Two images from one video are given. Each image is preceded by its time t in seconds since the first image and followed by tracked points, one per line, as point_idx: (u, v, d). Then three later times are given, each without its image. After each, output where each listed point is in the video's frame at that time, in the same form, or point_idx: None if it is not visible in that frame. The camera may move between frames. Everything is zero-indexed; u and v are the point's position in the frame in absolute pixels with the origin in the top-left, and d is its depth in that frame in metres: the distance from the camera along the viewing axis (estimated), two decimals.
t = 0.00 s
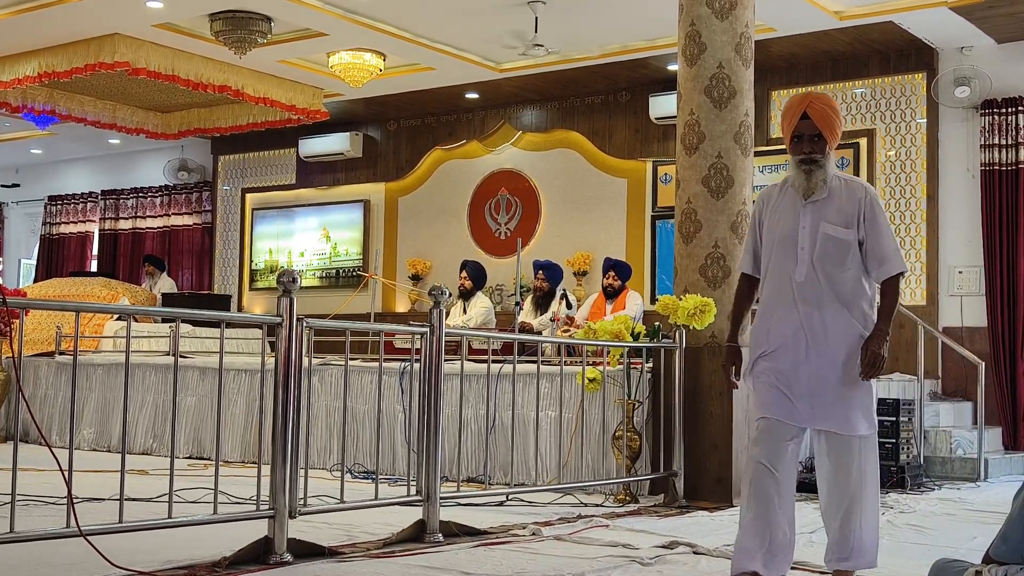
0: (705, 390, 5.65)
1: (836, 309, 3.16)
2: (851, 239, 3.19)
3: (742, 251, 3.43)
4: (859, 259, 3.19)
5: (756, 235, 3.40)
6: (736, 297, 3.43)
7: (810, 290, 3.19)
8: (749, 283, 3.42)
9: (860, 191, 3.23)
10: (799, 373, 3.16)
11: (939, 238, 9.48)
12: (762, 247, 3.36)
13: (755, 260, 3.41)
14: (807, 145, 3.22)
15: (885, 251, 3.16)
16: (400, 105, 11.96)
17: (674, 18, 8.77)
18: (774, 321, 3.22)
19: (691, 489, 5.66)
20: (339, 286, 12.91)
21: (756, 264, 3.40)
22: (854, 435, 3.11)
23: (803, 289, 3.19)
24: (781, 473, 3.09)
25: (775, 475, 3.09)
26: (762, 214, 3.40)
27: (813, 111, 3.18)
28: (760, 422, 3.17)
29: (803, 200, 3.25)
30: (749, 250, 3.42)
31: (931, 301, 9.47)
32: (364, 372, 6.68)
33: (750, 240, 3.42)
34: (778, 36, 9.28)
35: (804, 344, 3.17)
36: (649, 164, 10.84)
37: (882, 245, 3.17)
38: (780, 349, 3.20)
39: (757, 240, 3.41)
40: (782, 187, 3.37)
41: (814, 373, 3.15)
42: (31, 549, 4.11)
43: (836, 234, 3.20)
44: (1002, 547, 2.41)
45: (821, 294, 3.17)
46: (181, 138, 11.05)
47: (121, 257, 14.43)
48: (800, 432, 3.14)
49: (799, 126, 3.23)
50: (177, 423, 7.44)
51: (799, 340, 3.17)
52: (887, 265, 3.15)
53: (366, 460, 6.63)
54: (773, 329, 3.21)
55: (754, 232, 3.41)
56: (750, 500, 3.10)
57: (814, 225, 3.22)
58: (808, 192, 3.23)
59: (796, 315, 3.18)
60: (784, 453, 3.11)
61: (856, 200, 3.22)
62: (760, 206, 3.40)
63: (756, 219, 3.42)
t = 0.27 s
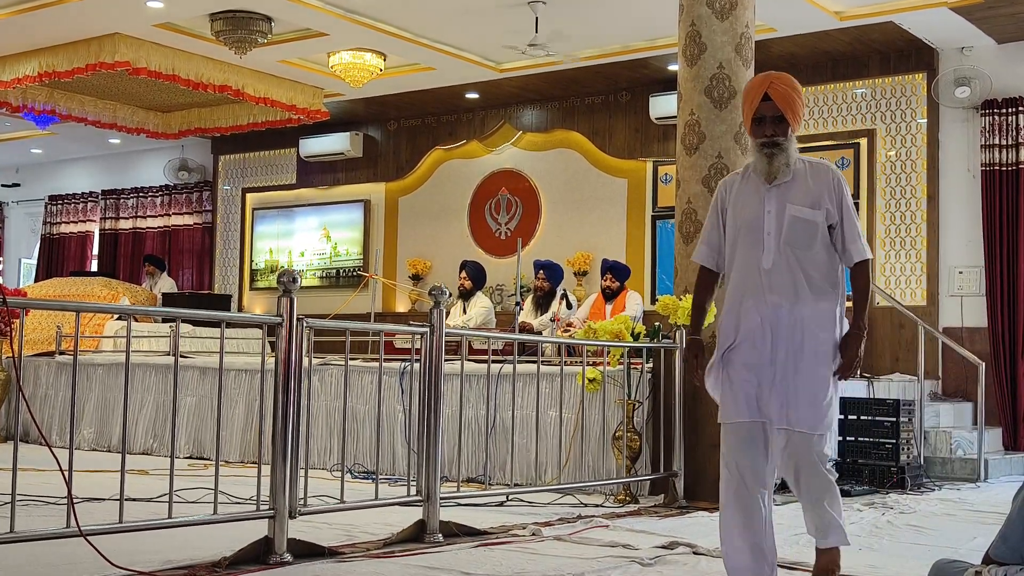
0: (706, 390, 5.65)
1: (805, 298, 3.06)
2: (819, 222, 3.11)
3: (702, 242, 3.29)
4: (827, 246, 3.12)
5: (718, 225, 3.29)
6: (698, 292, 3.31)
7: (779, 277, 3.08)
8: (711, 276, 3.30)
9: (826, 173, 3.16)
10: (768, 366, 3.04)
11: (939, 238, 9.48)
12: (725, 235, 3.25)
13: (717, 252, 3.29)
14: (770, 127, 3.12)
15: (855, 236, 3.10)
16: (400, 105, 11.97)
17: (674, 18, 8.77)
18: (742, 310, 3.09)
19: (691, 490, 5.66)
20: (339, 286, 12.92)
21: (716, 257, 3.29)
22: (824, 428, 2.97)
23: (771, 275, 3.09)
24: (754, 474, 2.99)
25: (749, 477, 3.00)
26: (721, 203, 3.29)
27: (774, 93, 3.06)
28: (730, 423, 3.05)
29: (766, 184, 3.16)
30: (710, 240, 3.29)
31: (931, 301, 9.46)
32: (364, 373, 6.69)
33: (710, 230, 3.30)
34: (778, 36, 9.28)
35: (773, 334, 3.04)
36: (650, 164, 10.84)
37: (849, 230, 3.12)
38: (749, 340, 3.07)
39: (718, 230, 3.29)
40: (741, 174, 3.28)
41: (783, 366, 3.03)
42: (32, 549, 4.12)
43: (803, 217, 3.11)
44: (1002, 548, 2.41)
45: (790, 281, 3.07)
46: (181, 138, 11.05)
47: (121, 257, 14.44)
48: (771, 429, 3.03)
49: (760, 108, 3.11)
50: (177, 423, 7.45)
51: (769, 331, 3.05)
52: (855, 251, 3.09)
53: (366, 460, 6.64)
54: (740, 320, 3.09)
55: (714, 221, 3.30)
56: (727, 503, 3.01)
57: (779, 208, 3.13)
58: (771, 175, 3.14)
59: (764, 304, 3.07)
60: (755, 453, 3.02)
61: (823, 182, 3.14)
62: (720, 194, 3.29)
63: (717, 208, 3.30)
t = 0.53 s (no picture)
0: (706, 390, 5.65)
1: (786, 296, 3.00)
2: (801, 219, 3.02)
3: (675, 236, 3.19)
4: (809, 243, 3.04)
5: (696, 218, 3.21)
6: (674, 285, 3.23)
7: (758, 277, 3.01)
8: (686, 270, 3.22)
9: (808, 168, 3.06)
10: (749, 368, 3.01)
11: (940, 237, 9.47)
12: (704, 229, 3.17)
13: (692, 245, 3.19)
14: (747, 121, 3.07)
15: (838, 235, 3.01)
16: (401, 104, 11.97)
17: (674, 17, 8.77)
18: (721, 309, 3.04)
19: (691, 489, 5.66)
20: (340, 286, 12.92)
21: (692, 251, 3.19)
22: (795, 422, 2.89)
23: (750, 275, 3.02)
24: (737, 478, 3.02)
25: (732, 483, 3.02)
26: (700, 195, 3.20)
27: (752, 83, 3.01)
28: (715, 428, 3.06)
29: (746, 179, 3.08)
30: (683, 235, 3.20)
31: (932, 300, 9.46)
32: (365, 372, 6.68)
33: (684, 224, 3.21)
34: (779, 35, 9.28)
35: (753, 335, 3.00)
36: (650, 163, 10.83)
37: (831, 226, 3.03)
38: (731, 342, 3.03)
39: (695, 223, 3.20)
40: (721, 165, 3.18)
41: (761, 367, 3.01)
42: (33, 548, 4.12)
43: (785, 214, 3.02)
44: (1002, 547, 2.41)
45: (771, 280, 3.00)
46: (182, 137, 11.05)
47: (122, 256, 14.44)
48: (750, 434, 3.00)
49: (737, 99, 3.07)
50: (178, 422, 7.46)
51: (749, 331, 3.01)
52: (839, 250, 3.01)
53: (367, 459, 6.64)
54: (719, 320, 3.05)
55: (691, 214, 3.21)
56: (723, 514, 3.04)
57: (760, 205, 3.04)
58: (750, 170, 3.05)
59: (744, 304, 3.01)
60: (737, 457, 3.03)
61: (805, 177, 3.04)
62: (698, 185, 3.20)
63: (694, 201, 3.21)
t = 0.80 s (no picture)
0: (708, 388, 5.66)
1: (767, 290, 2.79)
2: (794, 214, 2.81)
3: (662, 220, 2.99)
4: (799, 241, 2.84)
5: (686, 204, 3.00)
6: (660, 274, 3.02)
7: (742, 271, 2.80)
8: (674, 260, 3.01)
9: (807, 161, 2.85)
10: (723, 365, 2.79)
11: (941, 236, 9.47)
12: (691, 217, 2.96)
13: (680, 232, 2.97)
14: (745, 102, 2.85)
15: (831, 233, 2.80)
16: (402, 103, 11.96)
17: (675, 16, 8.76)
18: (701, 302, 2.83)
19: (692, 488, 5.66)
20: (341, 284, 12.93)
21: (679, 238, 2.97)
22: (775, 434, 2.69)
23: (732, 267, 2.81)
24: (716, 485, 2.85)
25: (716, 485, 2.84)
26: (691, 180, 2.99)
27: (752, 63, 2.78)
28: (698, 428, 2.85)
29: (739, 166, 2.87)
30: (672, 221, 2.98)
31: (933, 298, 9.45)
32: (367, 371, 6.68)
33: (674, 209, 3.00)
34: (780, 34, 9.27)
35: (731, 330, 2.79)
36: (651, 162, 10.83)
37: (825, 225, 2.82)
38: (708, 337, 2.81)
39: (683, 209, 2.99)
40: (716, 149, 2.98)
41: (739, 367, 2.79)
42: (35, 547, 4.12)
43: (777, 208, 2.81)
44: (1004, 546, 2.40)
45: (754, 276, 2.79)
46: (183, 135, 11.06)
47: (123, 255, 14.45)
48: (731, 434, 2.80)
49: (737, 79, 2.84)
50: (179, 421, 7.47)
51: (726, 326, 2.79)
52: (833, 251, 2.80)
53: (369, 458, 6.65)
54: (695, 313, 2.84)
55: (680, 199, 3.01)
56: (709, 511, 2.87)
57: (750, 194, 2.83)
58: (745, 156, 2.84)
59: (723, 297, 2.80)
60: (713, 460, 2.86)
61: (803, 170, 2.83)
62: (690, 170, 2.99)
63: (684, 186, 3.01)
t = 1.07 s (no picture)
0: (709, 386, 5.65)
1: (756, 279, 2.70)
2: (788, 200, 2.73)
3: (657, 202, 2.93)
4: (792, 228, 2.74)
5: (679, 185, 2.92)
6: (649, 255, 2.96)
7: (732, 257, 2.71)
8: (667, 239, 2.96)
9: (805, 144, 2.76)
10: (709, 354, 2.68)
11: (942, 234, 9.47)
12: (682, 197, 2.89)
13: (675, 213, 2.93)
14: (745, 76, 2.76)
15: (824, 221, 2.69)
16: (403, 101, 11.96)
17: (676, 13, 8.76)
18: (686, 287, 2.74)
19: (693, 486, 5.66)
20: (342, 283, 12.93)
21: (671, 217, 2.94)
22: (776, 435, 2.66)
23: (722, 253, 2.72)
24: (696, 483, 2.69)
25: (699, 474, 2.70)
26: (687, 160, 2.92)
27: (756, 37, 2.69)
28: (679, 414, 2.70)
29: (736, 146, 2.78)
30: (667, 201, 2.94)
31: (934, 296, 9.45)
32: (368, 368, 6.68)
33: (669, 189, 2.94)
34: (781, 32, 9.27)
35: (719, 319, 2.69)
36: (652, 160, 10.83)
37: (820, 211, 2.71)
38: (691, 324, 2.72)
39: (677, 190, 2.93)
40: (716, 128, 2.90)
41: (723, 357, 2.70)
42: (36, 545, 4.12)
43: (770, 192, 2.73)
44: (1005, 543, 2.40)
45: (743, 262, 2.70)
46: (183, 134, 11.05)
47: (124, 254, 14.46)
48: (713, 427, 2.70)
49: (738, 53, 2.74)
50: (180, 419, 7.47)
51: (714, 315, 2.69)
52: (831, 237, 2.67)
53: (370, 455, 6.66)
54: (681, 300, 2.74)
55: (674, 179, 2.93)
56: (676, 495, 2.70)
57: (743, 176, 2.75)
58: (741, 136, 2.75)
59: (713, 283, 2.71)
60: (695, 455, 2.68)
61: (799, 154, 2.74)
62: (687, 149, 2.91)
63: (678, 166, 2.93)
